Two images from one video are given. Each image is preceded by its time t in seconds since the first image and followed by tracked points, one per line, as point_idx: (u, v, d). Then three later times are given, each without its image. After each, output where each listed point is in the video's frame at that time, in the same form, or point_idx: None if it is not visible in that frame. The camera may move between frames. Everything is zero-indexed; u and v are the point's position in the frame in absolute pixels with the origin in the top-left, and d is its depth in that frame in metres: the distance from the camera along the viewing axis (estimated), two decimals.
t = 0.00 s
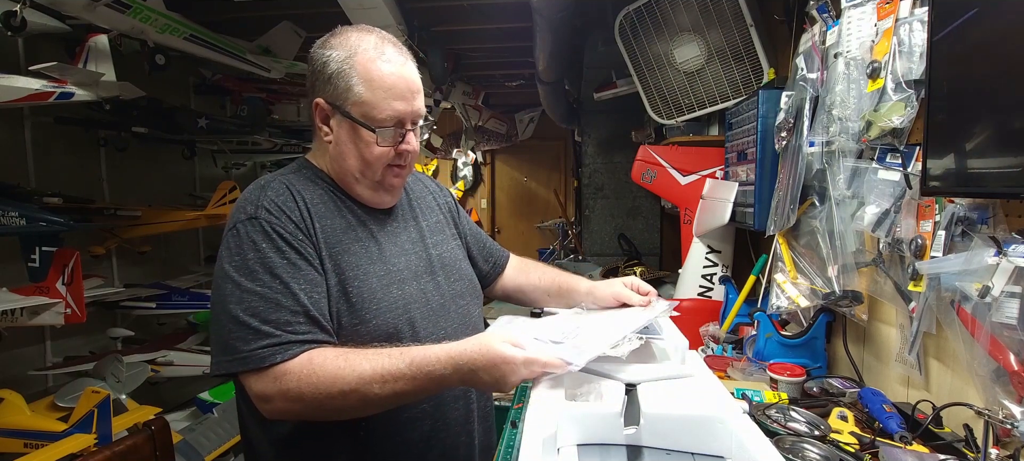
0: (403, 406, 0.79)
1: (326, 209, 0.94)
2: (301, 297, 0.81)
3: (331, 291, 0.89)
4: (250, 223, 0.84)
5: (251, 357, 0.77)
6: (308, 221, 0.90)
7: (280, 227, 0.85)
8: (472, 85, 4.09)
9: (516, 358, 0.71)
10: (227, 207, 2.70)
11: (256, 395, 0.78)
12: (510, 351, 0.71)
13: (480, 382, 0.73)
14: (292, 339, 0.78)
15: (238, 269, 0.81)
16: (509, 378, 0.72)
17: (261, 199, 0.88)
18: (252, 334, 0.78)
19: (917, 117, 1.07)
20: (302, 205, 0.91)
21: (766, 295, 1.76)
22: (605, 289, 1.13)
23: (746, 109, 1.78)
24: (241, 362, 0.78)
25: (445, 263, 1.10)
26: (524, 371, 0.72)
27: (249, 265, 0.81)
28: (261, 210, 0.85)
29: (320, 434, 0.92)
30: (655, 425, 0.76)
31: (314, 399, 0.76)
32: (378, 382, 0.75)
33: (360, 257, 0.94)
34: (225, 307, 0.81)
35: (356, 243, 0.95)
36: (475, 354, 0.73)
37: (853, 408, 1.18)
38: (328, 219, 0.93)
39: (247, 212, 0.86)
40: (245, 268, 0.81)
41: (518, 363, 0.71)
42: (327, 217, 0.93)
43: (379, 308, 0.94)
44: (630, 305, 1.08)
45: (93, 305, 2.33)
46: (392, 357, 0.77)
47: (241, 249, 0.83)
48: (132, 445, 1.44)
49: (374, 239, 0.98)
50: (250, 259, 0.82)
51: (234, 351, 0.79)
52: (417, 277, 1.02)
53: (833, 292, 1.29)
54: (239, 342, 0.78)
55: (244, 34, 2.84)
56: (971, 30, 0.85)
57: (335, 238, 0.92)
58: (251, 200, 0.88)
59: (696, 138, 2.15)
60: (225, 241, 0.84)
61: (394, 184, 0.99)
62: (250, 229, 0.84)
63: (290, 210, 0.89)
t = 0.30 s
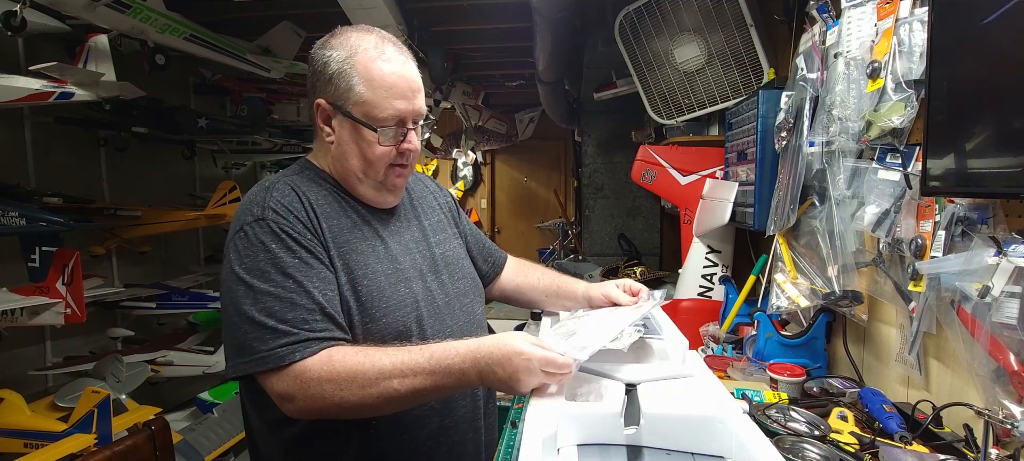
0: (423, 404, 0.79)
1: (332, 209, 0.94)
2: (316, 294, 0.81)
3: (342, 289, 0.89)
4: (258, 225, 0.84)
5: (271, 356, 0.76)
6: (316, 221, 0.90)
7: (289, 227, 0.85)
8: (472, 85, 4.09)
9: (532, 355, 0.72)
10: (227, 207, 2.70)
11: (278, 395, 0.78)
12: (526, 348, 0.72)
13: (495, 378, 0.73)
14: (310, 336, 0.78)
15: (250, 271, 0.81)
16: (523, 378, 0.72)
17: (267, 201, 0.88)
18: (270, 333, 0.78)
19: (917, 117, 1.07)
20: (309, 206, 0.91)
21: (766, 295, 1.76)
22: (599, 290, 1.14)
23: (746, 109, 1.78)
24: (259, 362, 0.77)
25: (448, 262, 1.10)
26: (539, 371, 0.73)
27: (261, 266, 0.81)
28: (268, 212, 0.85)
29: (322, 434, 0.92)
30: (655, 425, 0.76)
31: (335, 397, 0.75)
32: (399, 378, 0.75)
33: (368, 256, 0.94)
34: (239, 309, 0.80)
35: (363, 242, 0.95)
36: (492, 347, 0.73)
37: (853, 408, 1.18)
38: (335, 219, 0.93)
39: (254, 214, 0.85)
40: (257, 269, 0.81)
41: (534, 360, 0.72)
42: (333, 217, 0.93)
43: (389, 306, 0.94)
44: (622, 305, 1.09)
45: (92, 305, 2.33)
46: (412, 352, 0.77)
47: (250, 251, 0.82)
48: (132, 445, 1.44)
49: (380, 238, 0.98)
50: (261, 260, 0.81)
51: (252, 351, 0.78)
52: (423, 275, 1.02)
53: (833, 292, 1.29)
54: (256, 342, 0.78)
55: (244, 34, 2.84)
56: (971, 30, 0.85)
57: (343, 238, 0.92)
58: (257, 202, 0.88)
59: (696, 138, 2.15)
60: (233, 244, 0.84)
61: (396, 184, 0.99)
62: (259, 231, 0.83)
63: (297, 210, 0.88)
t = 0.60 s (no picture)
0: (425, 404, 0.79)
1: (334, 208, 0.94)
2: (318, 292, 0.81)
3: (344, 287, 0.89)
4: (261, 222, 0.84)
5: (273, 353, 0.76)
6: (318, 219, 0.90)
7: (292, 225, 0.85)
8: (472, 85, 4.09)
9: (538, 354, 0.72)
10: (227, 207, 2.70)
11: (280, 392, 0.77)
12: (532, 348, 0.72)
13: (500, 380, 0.73)
14: (312, 334, 0.77)
15: (252, 268, 0.81)
16: (529, 377, 0.72)
17: (270, 198, 0.88)
18: (272, 331, 0.77)
19: (917, 117, 1.07)
20: (311, 204, 0.91)
21: (766, 295, 1.76)
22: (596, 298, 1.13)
23: (746, 109, 1.78)
24: (262, 360, 0.77)
25: (449, 262, 1.10)
26: (545, 370, 0.73)
27: (263, 264, 0.81)
28: (271, 209, 0.85)
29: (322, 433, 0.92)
30: (655, 425, 0.76)
31: (336, 395, 0.75)
32: (398, 377, 0.75)
33: (369, 254, 0.94)
34: (241, 306, 0.80)
35: (365, 241, 0.95)
36: (495, 350, 0.73)
37: (853, 408, 1.18)
38: (337, 217, 0.93)
39: (256, 211, 0.85)
40: (259, 267, 0.81)
41: (539, 359, 0.72)
42: (335, 215, 0.93)
43: (390, 305, 0.94)
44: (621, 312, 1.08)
45: (92, 305, 2.33)
46: (413, 353, 0.77)
47: (253, 248, 0.82)
48: (132, 445, 1.44)
49: (382, 238, 0.98)
50: (263, 258, 0.81)
51: (254, 349, 0.78)
52: (423, 275, 1.02)
53: (833, 292, 1.29)
54: (259, 340, 0.78)
55: (244, 34, 2.84)
56: (970, 30, 0.85)
57: (345, 236, 0.92)
58: (259, 199, 0.88)
59: (696, 138, 2.15)
60: (236, 241, 0.83)
61: (396, 183, 0.99)
62: (261, 228, 0.83)
63: (299, 208, 0.88)
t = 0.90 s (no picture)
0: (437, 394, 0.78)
1: (333, 205, 0.94)
2: (324, 283, 0.81)
3: (347, 281, 0.88)
4: (261, 219, 0.83)
5: (285, 344, 0.76)
6: (318, 216, 0.90)
7: (293, 221, 0.85)
8: (472, 85, 4.09)
9: (552, 340, 0.74)
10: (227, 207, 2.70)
11: (294, 383, 0.76)
12: (547, 334, 0.75)
13: (513, 364, 0.74)
14: (324, 323, 0.77)
15: (255, 264, 0.81)
16: (541, 363, 0.74)
17: (269, 196, 0.87)
18: (282, 322, 0.77)
19: (917, 117, 1.07)
20: (311, 201, 0.91)
21: (766, 295, 1.76)
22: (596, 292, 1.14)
23: (746, 109, 1.78)
24: (275, 351, 0.76)
25: (446, 260, 1.10)
26: (559, 357, 0.75)
27: (266, 258, 0.80)
28: (271, 206, 0.85)
29: (324, 433, 0.92)
30: (655, 425, 0.76)
31: (351, 385, 0.74)
32: (414, 365, 0.75)
33: (370, 250, 0.94)
34: (248, 300, 0.80)
35: (364, 237, 0.95)
36: (510, 335, 0.75)
37: (853, 408, 1.18)
38: (336, 214, 0.93)
39: (256, 208, 0.85)
40: (263, 262, 0.80)
41: (553, 346, 0.74)
42: (335, 212, 0.93)
43: (391, 299, 0.94)
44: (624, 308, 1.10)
45: (92, 305, 2.33)
46: (429, 342, 0.77)
47: (255, 244, 0.82)
48: (132, 445, 1.44)
49: (381, 234, 0.98)
50: (266, 252, 0.81)
51: (266, 341, 0.77)
52: (422, 272, 1.02)
53: (833, 292, 1.29)
54: (269, 332, 0.77)
55: (244, 34, 2.84)
56: (970, 30, 0.85)
57: (345, 232, 0.92)
58: (258, 197, 0.87)
59: (696, 138, 2.15)
60: (237, 238, 0.83)
61: (394, 184, 0.99)
62: (262, 224, 0.83)
63: (299, 205, 0.88)
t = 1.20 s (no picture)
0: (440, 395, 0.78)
1: (334, 206, 0.94)
2: (326, 284, 0.81)
3: (349, 281, 0.88)
4: (263, 220, 0.83)
5: (289, 345, 0.76)
6: (319, 216, 0.90)
7: (294, 221, 0.85)
8: (472, 85, 4.10)
9: (553, 349, 0.71)
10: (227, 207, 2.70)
11: (296, 384, 0.77)
12: (547, 342, 0.71)
13: (516, 371, 0.73)
14: (326, 325, 0.77)
15: (257, 265, 0.81)
16: (542, 369, 0.72)
17: (269, 197, 0.87)
18: (285, 324, 0.77)
19: (917, 117, 1.07)
20: (311, 202, 0.91)
21: (766, 295, 1.76)
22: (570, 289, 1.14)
23: (746, 109, 1.78)
24: (277, 352, 0.76)
25: (445, 259, 1.11)
26: (560, 363, 0.72)
27: (268, 259, 0.80)
28: (272, 207, 0.85)
29: (322, 432, 0.92)
30: (655, 426, 0.76)
31: (354, 387, 0.74)
32: (417, 367, 0.74)
33: (371, 250, 0.94)
34: (250, 301, 0.80)
35: (365, 237, 0.95)
36: (509, 342, 0.72)
37: (853, 408, 1.18)
38: (337, 215, 0.93)
39: (257, 209, 0.85)
40: (264, 262, 0.80)
41: (555, 353, 0.71)
42: (335, 212, 0.93)
43: (393, 299, 0.94)
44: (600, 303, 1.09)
45: (92, 305, 2.33)
46: (429, 345, 0.76)
47: (257, 245, 0.82)
48: (132, 445, 1.44)
49: (381, 235, 0.98)
50: (268, 253, 0.81)
51: (268, 342, 0.77)
52: (422, 271, 1.02)
53: (833, 292, 1.29)
54: (272, 333, 0.77)
55: (244, 34, 2.84)
56: (970, 30, 0.85)
57: (347, 233, 0.92)
58: (259, 198, 0.87)
59: (696, 138, 2.14)
60: (239, 239, 0.83)
61: (393, 184, 1.00)
62: (264, 225, 0.83)
63: (300, 206, 0.88)
